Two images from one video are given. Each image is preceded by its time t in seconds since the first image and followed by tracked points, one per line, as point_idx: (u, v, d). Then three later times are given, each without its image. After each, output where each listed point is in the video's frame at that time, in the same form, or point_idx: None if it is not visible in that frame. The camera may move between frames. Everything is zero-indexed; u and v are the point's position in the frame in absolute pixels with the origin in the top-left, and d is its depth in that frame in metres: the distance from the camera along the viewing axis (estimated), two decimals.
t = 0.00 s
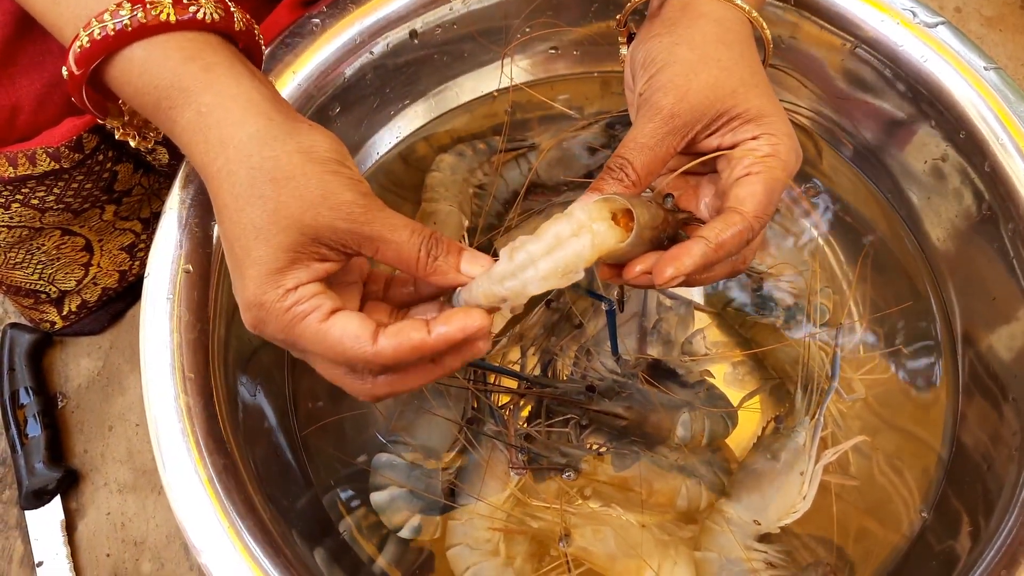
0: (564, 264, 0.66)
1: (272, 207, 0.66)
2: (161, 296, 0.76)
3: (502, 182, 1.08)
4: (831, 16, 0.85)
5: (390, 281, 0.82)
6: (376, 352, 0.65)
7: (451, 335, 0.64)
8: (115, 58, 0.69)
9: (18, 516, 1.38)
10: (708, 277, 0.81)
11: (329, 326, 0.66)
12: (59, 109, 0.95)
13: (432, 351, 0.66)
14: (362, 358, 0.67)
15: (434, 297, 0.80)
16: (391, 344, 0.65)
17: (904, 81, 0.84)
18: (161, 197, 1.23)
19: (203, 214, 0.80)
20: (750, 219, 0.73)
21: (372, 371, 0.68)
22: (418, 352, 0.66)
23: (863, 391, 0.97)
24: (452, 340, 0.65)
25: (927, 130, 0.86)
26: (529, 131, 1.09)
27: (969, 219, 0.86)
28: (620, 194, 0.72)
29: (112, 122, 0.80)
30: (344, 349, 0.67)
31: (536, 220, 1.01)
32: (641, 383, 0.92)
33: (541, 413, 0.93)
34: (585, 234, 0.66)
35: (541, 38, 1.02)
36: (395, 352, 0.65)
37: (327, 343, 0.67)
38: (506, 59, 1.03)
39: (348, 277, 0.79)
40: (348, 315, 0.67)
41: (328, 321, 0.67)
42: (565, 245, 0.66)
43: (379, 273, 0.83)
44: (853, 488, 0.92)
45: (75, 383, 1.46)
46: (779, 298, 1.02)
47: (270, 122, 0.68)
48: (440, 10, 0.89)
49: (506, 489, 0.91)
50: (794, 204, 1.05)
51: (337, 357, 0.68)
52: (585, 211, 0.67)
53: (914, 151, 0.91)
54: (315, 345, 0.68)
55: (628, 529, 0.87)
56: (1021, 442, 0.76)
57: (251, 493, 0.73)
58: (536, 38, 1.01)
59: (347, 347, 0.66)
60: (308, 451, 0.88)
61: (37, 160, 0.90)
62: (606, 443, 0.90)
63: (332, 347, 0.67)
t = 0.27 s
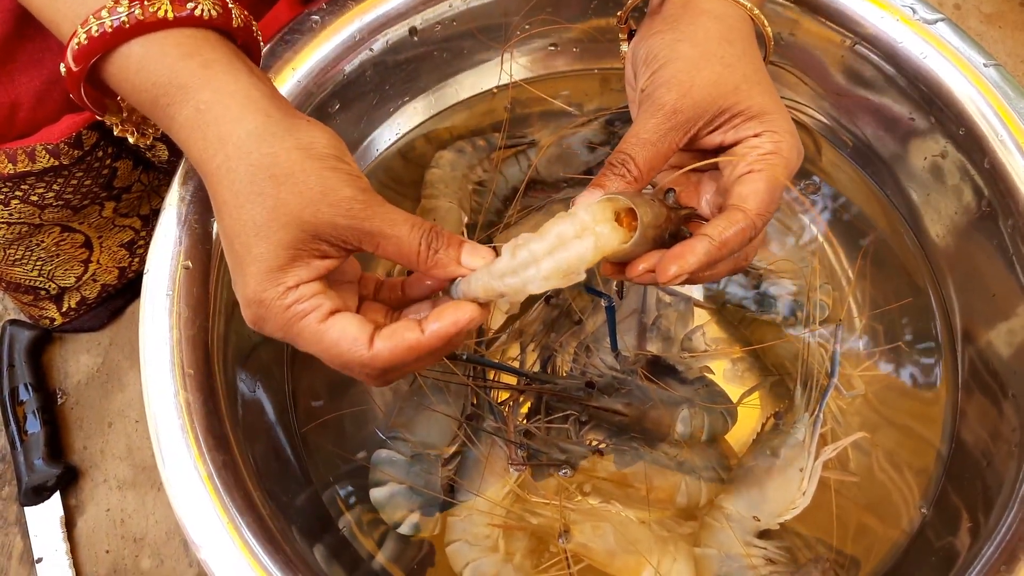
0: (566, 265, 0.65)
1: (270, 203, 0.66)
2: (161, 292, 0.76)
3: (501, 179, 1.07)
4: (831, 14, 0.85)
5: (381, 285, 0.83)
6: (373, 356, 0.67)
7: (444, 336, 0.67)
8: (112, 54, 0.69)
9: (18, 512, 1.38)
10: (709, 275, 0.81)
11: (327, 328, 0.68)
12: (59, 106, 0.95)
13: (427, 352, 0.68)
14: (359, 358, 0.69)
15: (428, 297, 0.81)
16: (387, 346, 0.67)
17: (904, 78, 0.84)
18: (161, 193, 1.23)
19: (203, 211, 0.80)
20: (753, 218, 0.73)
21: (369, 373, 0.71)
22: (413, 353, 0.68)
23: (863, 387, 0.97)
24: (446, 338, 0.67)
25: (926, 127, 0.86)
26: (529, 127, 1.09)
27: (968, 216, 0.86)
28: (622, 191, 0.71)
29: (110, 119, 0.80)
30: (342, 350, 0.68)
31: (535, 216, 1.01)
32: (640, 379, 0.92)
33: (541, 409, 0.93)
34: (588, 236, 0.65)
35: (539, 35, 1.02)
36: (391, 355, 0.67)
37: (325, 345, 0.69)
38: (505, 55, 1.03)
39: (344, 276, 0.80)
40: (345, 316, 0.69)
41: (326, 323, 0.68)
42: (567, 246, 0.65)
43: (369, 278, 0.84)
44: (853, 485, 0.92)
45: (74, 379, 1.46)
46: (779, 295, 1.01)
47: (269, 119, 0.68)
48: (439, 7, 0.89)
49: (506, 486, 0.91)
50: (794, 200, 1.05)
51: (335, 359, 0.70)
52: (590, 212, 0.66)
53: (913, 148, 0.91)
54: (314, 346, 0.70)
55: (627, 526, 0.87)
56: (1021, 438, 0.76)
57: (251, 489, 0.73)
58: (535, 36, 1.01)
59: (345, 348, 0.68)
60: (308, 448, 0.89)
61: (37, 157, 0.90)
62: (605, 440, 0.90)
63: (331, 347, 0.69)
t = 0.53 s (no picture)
0: (565, 267, 0.65)
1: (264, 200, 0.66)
2: (157, 290, 0.76)
3: (498, 177, 1.07)
4: (828, 11, 0.85)
5: (376, 285, 0.83)
6: (368, 354, 0.67)
7: (441, 333, 0.67)
8: (106, 51, 0.69)
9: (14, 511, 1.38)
10: (706, 274, 0.80)
11: (321, 326, 0.68)
12: (56, 104, 0.95)
13: (423, 349, 0.68)
14: (354, 356, 0.68)
15: (423, 297, 0.81)
16: (381, 344, 0.67)
17: (901, 75, 0.84)
18: (158, 191, 1.23)
19: (199, 208, 0.80)
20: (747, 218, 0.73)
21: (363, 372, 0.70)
22: (407, 351, 0.68)
23: (860, 385, 0.97)
24: (440, 334, 0.67)
25: (923, 125, 0.86)
26: (524, 126, 1.09)
27: (965, 213, 0.86)
28: (620, 189, 0.71)
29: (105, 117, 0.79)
30: (336, 347, 0.68)
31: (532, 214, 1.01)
32: (636, 378, 0.93)
33: (537, 407, 0.93)
34: (587, 237, 0.65)
35: (536, 33, 1.01)
36: (386, 352, 0.67)
37: (320, 342, 0.68)
38: (502, 53, 1.02)
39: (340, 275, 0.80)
40: (340, 314, 0.69)
41: (320, 321, 0.68)
42: (566, 247, 0.65)
43: (364, 277, 0.84)
44: (849, 483, 0.92)
45: (71, 378, 1.46)
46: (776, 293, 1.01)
47: (264, 116, 0.68)
48: (436, 5, 0.89)
49: (502, 484, 0.91)
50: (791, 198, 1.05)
51: (329, 357, 0.70)
52: (589, 213, 0.65)
53: (910, 146, 0.91)
54: (308, 345, 0.69)
55: (624, 524, 0.87)
56: (1017, 436, 0.76)
57: (247, 487, 0.73)
58: (531, 34, 1.01)
59: (339, 346, 0.68)
60: (305, 445, 0.89)
61: (33, 155, 0.90)
62: (602, 438, 0.90)
63: (325, 346, 0.69)
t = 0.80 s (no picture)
0: (564, 272, 0.65)
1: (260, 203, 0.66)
2: (154, 293, 0.76)
3: (496, 179, 1.07)
4: (825, 14, 0.85)
5: (373, 288, 0.83)
6: (367, 358, 0.67)
7: (440, 337, 0.67)
8: (103, 56, 0.69)
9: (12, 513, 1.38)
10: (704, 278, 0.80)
11: (321, 330, 0.68)
12: (54, 107, 0.95)
13: (422, 353, 0.68)
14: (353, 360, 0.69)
15: (420, 302, 0.81)
16: (381, 348, 0.67)
17: (899, 78, 0.84)
18: (156, 194, 1.23)
19: (196, 211, 0.80)
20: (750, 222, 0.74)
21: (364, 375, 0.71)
22: (407, 354, 0.68)
23: (858, 388, 0.97)
24: (440, 338, 0.67)
25: (921, 127, 0.86)
26: (523, 128, 1.08)
27: (963, 215, 0.85)
28: (620, 191, 0.71)
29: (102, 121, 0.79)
30: (335, 351, 0.68)
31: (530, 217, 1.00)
32: (634, 380, 0.93)
33: (535, 410, 0.93)
34: (586, 243, 0.65)
35: (535, 34, 1.01)
36: (386, 356, 0.67)
37: (321, 346, 0.68)
38: (500, 55, 1.02)
39: (337, 279, 0.80)
40: (340, 317, 0.69)
41: (320, 325, 0.68)
42: (565, 254, 0.65)
43: (361, 281, 0.84)
44: (847, 486, 0.92)
45: (69, 380, 1.46)
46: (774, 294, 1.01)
47: (260, 120, 0.68)
48: (433, 7, 0.89)
49: (500, 487, 0.91)
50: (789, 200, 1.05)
51: (330, 361, 0.70)
52: (588, 220, 0.66)
53: (907, 147, 0.90)
54: (309, 349, 0.70)
55: (621, 527, 0.87)
56: (1015, 438, 0.76)
57: (244, 490, 0.73)
58: (529, 35, 1.01)
59: (339, 350, 0.68)
60: (303, 448, 0.89)
61: (31, 158, 0.90)
62: (600, 440, 0.90)
63: (325, 349, 0.69)
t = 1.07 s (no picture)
0: (548, 295, 0.66)
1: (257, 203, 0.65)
2: (153, 295, 0.75)
3: (497, 180, 1.06)
4: (829, 13, 0.84)
5: (367, 296, 0.82)
6: (365, 375, 0.67)
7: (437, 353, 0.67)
8: (94, 60, 0.69)
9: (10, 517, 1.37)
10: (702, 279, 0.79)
11: (321, 345, 0.68)
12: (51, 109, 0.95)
13: (418, 369, 0.69)
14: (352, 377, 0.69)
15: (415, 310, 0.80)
16: (379, 365, 0.67)
17: (902, 78, 0.83)
18: (154, 195, 1.22)
19: (193, 213, 0.79)
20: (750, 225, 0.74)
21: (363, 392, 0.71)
22: (404, 369, 0.68)
23: (862, 390, 0.96)
24: (435, 351, 0.68)
25: (925, 126, 0.85)
26: (524, 128, 1.08)
27: (967, 215, 0.85)
28: (631, 182, 0.69)
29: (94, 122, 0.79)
30: (336, 367, 0.68)
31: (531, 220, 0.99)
32: (637, 382, 0.91)
33: (537, 412, 0.93)
34: (570, 270, 0.66)
35: (535, 33, 1.01)
36: (383, 373, 0.67)
37: (322, 362, 0.68)
38: (501, 54, 1.01)
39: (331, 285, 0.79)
40: (341, 332, 0.69)
41: (321, 340, 0.68)
42: (551, 276, 0.66)
43: (356, 288, 0.83)
44: (852, 488, 0.91)
45: (67, 383, 1.45)
46: (778, 296, 1.01)
47: (256, 119, 0.67)
48: (433, 6, 0.88)
49: (501, 490, 0.90)
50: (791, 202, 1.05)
51: (329, 376, 0.70)
52: (576, 244, 0.66)
53: (911, 147, 0.90)
54: (310, 364, 0.70)
55: (625, 531, 0.86)
56: (1021, 440, 0.75)
57: (244, 494, 0.72)
58: (530, 34, 1.01)
59: (339, 366, 0.68)
60: (302, 451, 0.88)
61: (28, 159, 0.89)
62: (602, 443, 0.90)
63: (325, 365, 0.69)
